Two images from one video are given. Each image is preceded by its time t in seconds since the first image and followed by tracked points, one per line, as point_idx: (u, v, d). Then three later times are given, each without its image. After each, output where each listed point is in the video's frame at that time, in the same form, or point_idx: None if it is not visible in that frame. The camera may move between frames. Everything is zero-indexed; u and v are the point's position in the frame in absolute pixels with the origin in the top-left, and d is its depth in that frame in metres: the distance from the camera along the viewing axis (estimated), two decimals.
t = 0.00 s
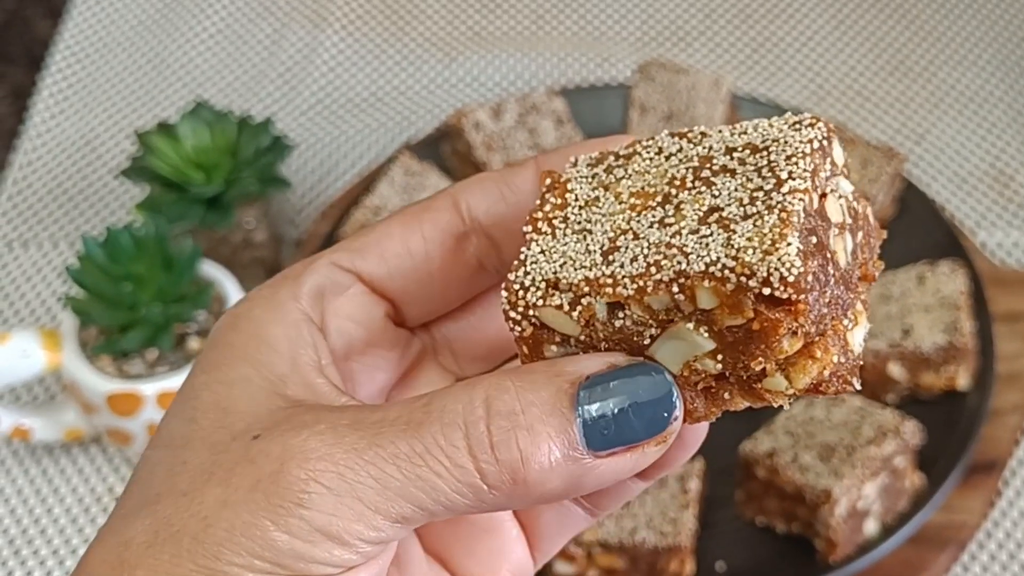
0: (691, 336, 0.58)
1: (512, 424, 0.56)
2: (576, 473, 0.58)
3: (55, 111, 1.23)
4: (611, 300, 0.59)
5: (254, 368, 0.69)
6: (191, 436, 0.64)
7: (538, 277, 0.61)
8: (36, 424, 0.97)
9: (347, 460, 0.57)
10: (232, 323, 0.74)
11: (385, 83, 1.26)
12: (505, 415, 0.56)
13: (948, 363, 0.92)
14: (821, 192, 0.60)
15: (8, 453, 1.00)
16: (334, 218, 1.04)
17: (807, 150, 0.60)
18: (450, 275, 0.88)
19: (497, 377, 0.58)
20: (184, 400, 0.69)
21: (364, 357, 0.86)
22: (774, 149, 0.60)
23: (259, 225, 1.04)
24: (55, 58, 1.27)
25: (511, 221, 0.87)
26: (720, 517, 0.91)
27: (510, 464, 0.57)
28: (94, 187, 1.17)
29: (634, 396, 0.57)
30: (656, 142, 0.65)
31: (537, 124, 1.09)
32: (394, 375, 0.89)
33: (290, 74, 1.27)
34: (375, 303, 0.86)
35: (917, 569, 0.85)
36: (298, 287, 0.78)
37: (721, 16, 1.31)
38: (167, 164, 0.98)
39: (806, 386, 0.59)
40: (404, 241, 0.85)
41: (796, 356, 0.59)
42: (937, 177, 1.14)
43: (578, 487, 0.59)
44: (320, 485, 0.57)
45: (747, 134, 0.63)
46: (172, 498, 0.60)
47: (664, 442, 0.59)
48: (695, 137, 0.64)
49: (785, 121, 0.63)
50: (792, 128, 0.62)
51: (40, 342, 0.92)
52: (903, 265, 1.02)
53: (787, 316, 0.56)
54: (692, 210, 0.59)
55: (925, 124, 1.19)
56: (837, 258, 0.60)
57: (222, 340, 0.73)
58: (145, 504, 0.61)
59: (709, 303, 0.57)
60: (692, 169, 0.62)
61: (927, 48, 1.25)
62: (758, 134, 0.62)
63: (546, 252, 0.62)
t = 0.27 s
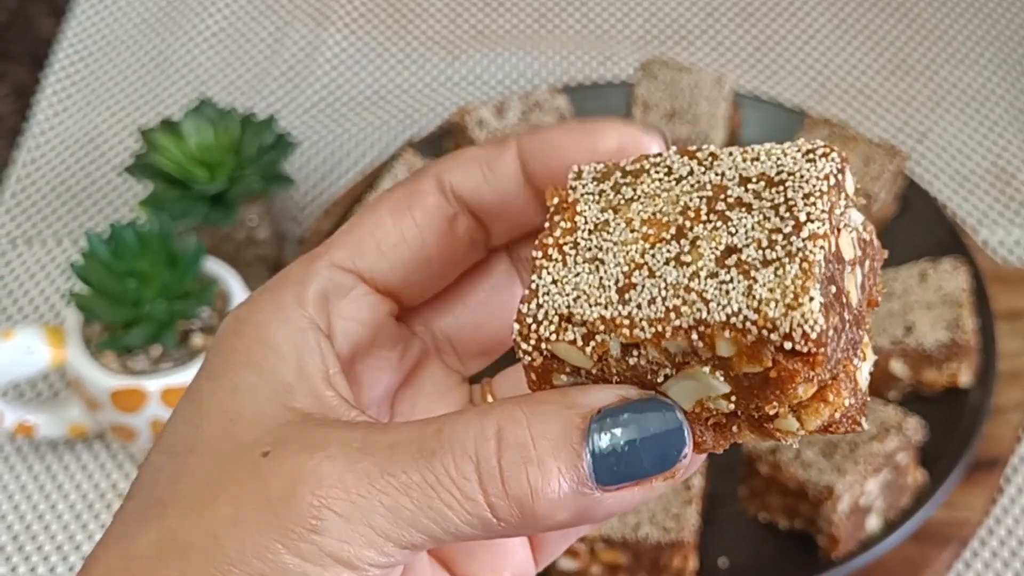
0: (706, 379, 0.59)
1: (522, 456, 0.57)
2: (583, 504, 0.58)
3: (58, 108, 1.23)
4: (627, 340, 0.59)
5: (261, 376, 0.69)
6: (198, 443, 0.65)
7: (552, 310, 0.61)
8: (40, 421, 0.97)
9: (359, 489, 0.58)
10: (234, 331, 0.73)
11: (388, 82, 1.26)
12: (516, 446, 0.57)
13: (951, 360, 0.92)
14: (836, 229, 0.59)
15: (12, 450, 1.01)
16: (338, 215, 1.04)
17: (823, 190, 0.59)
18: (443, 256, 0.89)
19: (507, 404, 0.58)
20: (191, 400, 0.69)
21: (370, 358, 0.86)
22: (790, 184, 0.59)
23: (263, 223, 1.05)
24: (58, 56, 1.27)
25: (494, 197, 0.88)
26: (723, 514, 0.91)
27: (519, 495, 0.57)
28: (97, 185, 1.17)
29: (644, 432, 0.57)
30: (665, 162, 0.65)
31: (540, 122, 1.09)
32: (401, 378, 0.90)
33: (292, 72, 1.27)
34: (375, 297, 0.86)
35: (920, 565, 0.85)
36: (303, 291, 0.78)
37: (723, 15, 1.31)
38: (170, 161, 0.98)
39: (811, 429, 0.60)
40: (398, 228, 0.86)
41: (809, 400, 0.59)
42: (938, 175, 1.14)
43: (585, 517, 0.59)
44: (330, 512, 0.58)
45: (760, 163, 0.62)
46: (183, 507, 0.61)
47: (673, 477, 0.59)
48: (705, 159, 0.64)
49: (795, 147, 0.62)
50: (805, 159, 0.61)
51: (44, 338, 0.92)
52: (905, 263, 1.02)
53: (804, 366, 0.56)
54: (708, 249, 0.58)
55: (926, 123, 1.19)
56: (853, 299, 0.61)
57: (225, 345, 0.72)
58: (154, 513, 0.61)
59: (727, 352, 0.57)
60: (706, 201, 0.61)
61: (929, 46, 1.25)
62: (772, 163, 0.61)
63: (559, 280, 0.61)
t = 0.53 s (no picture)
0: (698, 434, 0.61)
1: (545, 495, 0.62)
2: (587, 527, 0.65)
3: (58, 105, 1.23)
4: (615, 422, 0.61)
5: (256, 381, 0.67)
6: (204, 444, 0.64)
7: (540, 394, 0.61)
8: (40, 417, 0.97)
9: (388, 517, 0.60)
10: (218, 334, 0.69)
11: (388, 79, 1.26)
12: (539, 485, 0.62)
13: (951, 358, 0.92)
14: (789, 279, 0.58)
15: (12, 445, 1.00)
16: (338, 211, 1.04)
17: (773, 246, 0.57)
18: (416, 233, 0.83)
19: (525, 439, 0.62)
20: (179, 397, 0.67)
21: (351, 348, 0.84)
22: (739, 246, 0.57)
23: (263, 219, 1.05)
24: (58, 53, 1.27)
25: (459, 171, 0.82)
26: (723, 510, 0.91)
27: (537, 524, 0.63)
28: (97, 181, 1.17)
29: (648, 467, 0.65)
30: (615, 184, 0.61)
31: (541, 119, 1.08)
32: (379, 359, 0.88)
33: (293, 69, 1.27)
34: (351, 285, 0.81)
35: (920, 562, 0.85)
36: (284, 291, 0.72)
37: (724, 12, 1.31)
38: (171, 157, 0.98)
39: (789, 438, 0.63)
40: (366, 210, 0.79)
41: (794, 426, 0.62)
42: (939, 173, 1.14)
43: (586, 535, 0.67)
44: (371, 543, 0.60)
45: (704, 203, 0.59)
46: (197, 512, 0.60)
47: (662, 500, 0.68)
48: (651, 194, 0.60)
49: (742, 179, 0.58)
50: (751, 199, 0.58)
51: (44, 334, 0.92)
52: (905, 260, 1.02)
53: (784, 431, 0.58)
54: (674, 330, 0.59)
55: (927, 120, 1.19)
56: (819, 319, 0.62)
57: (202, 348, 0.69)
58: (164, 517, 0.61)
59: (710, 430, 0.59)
60: (659, 258, 0.59)
61: (930, 44, 1.25)
62: (719, 205, 0.58)
63: (538, 357, 0.61)
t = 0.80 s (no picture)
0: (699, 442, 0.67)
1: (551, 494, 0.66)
2: (581, 522, 0.69)
3: (59, 105, 1.23)
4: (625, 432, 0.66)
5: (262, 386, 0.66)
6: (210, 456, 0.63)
7: (551, 405, 0.65)
8: (40, 417, 0.97)
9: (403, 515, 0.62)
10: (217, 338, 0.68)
11: (389, 79, 1.26)
12: (546, 486, 0.66)
13: (950, 358, 0.92)
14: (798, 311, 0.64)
15: (12, 445, 1.01)
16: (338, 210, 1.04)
17: (787, 280, 0.63)
18: (411, 238, 0.82)
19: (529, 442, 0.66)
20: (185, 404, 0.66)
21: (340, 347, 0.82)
22: (754, 279, 0.62)
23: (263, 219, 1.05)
24: (58, 53, 1.27)
25: (457, 178, 0.82)
26: (722, 509, 0.91)
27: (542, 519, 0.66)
28: (98, 181, 1.17)
29: (641, 467, 0.69)
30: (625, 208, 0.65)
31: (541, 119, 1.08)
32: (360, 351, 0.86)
33: (293, 69, 1.27)
34: (350, 287, 0.77)
35: (920, 561, 0.85)
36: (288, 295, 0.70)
37: (724, 12, 1.31)
38: (171, 156, 0.98)
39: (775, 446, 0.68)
40: (367, 215, 0.77)
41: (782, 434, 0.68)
42: (938, 173, 1.14)
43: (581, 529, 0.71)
44: (399, 548, 0.62)
45: (719, 232, 0.63)
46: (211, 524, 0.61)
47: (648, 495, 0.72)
48: (665, 220, 0.64)
49: (755, 213, 0.63)
50: (765, 233, 0.63)
51: (45, 333, 0.92)
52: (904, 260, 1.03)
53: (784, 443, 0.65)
54: (689, 353, 0.63)
55: (927, 120, 1.19)
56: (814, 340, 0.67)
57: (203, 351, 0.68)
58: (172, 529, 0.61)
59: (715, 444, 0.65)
60: (675, 284, 0.63)
61: (930, 44, 1.25)
62: (733, 237, 0.63)
63: (552, 372, 0.65)
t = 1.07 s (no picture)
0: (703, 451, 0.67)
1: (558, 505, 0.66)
2: (586, 528, 0.70)
3: (58, 106, 1.23)
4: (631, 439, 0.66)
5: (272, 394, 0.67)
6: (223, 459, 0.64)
7: (559, 410, 0.65)
8: (39, 418, 0.97)
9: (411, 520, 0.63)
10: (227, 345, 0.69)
11: (387, 80, 1.26)
12: (552, 495, 0.66)
13: (948, 358, 0.92)
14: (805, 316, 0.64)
15: (11, 446, 1.01)
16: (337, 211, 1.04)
17: (796, 287, 0.63)
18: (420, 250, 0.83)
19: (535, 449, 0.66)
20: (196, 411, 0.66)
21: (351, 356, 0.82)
22: (765, 285, 0.63)
23: (261, 220, 1.05)
24: (57, 54, 1.27)
25: (468, 189, 0.83)
26: (721, 510, 0.92)
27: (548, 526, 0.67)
28: (97, 182, 1.17)
29: (648, 477, 0.69)
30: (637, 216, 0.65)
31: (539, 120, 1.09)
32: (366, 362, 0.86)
33: (292, 70, 1.27)
34: (361, 295, 0.78)
35: (918, 562, 0.85)
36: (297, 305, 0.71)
37: (722, 13, 1.31)
38: (169, 158, 0.98)
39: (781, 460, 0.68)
40: (377, 224, 0.78)
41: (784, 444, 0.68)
42: (936, 174, 1.14)
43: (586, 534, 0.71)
44: (406, 555, 0.63)
45: (730, 241, 0.64)
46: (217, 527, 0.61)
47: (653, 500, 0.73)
48: (676, 228, 0.65)
49: (766, 222, 0.64)
50: (776, 241, 0.64)
51: (43, 335, 0.92)
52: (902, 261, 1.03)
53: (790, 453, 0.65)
54: (698, 359, 0.64)
55: (925, 121, 1.19)
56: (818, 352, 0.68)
57: (214, 360, 0.68)
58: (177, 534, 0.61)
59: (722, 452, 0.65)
60: (685, 290, 0.64)
61: (928, 44, 1.25)
62: (744, 245, 0.64)
63: (560, 377, 0.65)
